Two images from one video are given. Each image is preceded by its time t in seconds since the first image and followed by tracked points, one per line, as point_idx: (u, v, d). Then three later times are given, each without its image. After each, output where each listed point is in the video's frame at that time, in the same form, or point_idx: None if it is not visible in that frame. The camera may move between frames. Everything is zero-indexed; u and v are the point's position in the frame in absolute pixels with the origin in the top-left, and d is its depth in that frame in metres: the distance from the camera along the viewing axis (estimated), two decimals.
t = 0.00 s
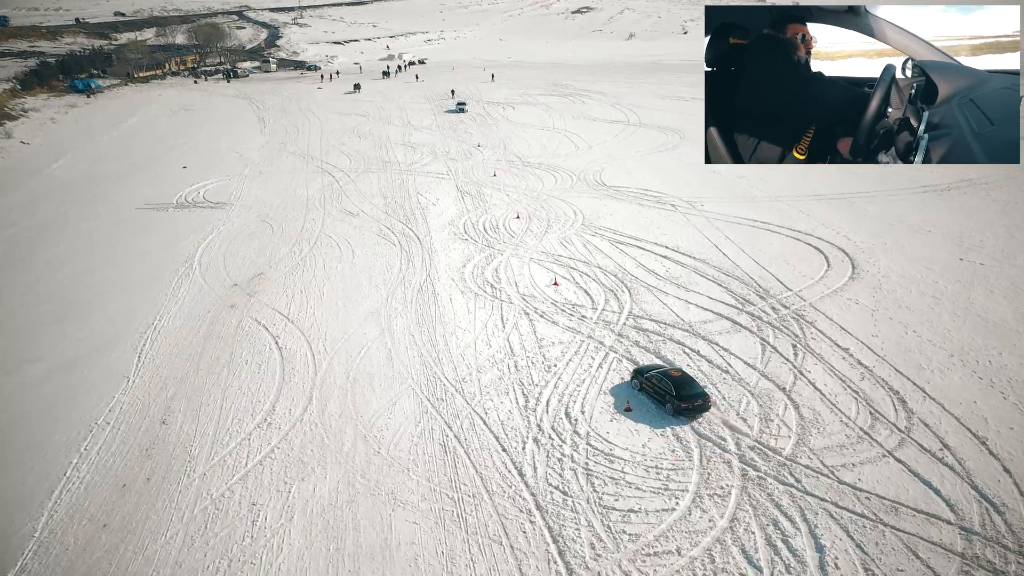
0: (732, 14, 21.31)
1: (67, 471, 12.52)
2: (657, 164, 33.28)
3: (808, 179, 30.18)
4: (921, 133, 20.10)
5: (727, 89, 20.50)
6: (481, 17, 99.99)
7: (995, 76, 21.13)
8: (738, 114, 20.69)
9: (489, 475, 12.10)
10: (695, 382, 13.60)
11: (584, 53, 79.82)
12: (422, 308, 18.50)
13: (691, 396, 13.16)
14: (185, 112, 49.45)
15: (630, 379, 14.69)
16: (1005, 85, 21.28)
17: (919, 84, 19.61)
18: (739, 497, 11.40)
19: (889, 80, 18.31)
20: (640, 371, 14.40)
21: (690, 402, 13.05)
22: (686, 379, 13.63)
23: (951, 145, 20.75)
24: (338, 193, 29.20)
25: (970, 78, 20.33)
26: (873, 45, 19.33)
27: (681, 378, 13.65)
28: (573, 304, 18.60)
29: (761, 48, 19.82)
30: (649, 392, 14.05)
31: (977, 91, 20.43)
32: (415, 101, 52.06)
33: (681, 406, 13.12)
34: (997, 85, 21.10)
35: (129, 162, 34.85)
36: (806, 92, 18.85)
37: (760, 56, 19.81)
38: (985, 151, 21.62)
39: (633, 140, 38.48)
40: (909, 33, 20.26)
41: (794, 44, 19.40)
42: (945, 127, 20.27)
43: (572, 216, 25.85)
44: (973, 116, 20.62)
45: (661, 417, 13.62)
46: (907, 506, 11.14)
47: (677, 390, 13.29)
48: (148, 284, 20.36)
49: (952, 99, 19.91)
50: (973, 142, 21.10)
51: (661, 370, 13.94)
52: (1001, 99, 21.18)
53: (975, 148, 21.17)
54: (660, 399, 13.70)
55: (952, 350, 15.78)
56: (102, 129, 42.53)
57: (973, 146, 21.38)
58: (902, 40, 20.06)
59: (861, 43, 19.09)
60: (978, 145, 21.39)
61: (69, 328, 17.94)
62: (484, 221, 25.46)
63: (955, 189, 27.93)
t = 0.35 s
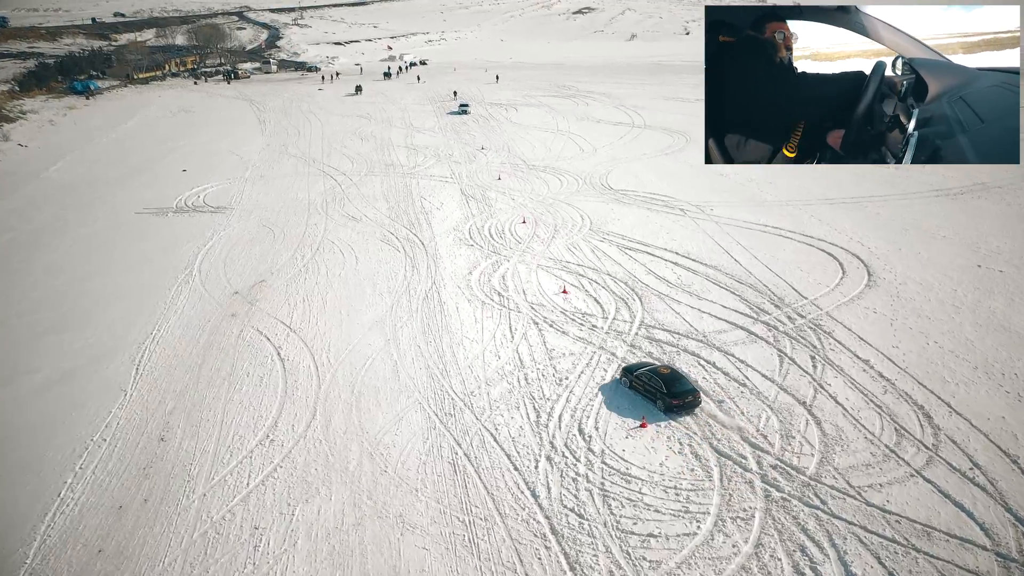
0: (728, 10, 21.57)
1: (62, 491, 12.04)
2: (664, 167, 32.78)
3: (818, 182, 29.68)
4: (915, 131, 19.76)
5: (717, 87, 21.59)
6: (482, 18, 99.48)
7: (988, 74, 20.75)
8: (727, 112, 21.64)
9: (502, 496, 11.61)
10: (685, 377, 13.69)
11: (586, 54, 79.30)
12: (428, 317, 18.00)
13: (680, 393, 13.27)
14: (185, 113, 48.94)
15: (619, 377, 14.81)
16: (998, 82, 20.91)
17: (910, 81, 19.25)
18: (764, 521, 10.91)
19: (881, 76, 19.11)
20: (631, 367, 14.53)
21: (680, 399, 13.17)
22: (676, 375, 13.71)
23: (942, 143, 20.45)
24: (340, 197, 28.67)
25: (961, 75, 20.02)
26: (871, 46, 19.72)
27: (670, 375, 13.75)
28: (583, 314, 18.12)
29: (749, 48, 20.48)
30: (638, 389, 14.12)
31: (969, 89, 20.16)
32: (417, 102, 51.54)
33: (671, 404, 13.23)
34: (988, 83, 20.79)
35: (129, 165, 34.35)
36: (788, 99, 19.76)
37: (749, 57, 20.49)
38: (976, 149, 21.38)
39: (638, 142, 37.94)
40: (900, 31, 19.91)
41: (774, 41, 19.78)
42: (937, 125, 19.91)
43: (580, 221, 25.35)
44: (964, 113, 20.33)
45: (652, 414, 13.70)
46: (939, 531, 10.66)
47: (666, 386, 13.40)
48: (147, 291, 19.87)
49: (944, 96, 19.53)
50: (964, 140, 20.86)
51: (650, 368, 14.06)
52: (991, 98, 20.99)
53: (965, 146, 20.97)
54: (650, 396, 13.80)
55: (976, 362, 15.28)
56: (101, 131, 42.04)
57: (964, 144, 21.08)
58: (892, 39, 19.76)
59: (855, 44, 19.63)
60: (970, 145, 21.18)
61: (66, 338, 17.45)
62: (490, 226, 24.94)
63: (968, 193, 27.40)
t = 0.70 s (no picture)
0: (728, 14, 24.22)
1: (45, 522, 11.36)
2: (671, 172, 32.14)
3: (828, 188, 29.06)
4: (913, 137, 22.31)
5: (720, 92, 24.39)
6: (483, 19, 98.81)
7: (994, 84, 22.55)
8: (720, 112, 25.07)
9: (512, 529, 10.92)
10: (669, 376, 13.75)
11: (587, 55, 78.49)
12: (432, 330, 17.32)
13: (668, 393, 13.32)
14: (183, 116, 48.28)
15: (602, 379, 14.77)
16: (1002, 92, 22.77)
17: (913, 90, 21.54)
18: (792, 556, 10.25)
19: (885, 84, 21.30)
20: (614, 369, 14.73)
21: (667, 399, 13.24)
22: (661, 375, 13.78)
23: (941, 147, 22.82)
24: (340, 202, 28.00)
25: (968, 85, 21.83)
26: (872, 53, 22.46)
27: (656, 375, 13.80)
28: (593, 327, 17.47)
29: (744, 55, 23.27)
30: (624, 391, 14.14)
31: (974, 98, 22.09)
32: (418, 104, 50.84)
33: (658, 404, 13.27)
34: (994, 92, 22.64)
35: (125, 169, 33.66)
36: (773, 104, 22.94)
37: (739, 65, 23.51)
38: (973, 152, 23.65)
39: (644, 145, 37.25)
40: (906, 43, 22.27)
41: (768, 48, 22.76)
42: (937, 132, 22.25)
43: (587, 228, 24.67)
44: (966, 121, 22.48)
45: (640, 415, 13.73)
46: (980, 568, 10.01)
47: (654, 387, 13.45)
48: (140, 303, 19.20)
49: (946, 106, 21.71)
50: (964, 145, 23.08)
51: (636, 369, 14.07)
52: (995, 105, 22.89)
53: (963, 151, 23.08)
54: (637, 398, 13.82)
55: (1005, 379, 14.63)
56: (97, 134, 41.33)
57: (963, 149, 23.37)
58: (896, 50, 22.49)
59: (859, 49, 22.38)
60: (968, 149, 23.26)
61: (55, 353, 16.76)
62: (494, 233, 24.22)
63: (984, 199, 26.75)
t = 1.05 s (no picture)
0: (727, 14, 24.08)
1: (20, 562, 10.61)
2: (677, 176, 31.39)
3: (840, 193, 28.30)
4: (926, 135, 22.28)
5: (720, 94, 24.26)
6: (484, 19, 98.02)
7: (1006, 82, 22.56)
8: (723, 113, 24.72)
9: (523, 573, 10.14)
10: (652, 381, 13.73)
11: (589, 56, 77.69)
12: (435, 347, 16.53)
13: (651, 398, 13.25)
14: (179, 118, 47.48)
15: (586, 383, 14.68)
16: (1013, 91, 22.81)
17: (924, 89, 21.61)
18: None
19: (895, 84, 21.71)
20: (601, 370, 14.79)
21: (651, 405, 13.15)
22: (644, 379, 13.75)
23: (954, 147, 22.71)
24: (339, 209, 27.24)
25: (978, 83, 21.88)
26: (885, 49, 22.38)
27: (640, 379, 13.75)
28: (602, 343, 16.71)
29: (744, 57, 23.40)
30: (607, 396, 14.05)
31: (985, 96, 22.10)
32: (418, 107, 50.08)
33: (641, 409, 13.21)
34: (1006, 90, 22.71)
35: (118, 173, 32.88)
36: (774, 106, 23.03)
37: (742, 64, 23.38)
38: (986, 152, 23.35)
39: (649, 149, 36.45)
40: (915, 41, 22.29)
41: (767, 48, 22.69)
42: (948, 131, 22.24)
43: (593, 236, 23.90)
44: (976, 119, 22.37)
45: (623, 421, 13.57)
46: None
47: (636, 392, 13.39)
48: (130, 317, 18.43)
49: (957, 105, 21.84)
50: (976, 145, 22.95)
51: (620, 374, 13.97)
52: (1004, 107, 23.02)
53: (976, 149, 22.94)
54: (620, 402, 13.76)
55: None
56: (92, 137, 40.54)
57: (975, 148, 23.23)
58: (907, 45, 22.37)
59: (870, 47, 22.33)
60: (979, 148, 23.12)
61: (38, 372, 15.99)
62: (497, 242, 23.42)
63: (1001, 205, 25.99)
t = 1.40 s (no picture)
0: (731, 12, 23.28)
1: None
2: (685, 182, 30.45)
3: (855, 201, 27.36)
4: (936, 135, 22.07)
5: (724, 97, 23.32)
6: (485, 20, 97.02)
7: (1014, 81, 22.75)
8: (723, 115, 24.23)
9: None
10: (632, 388, 13.46)
11: (590, 58, 76.74)
12: (435, 371, 15.58)
13: (630, 407, 12.97)
14: (174, 122, 46.50)
15: (571, 390, 14.44)
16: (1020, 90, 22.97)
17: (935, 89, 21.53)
18: None
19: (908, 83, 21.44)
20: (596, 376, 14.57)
21: (629, 414, 12.87)
22: (625, 386, 13.51)
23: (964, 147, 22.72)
24: (337, 218, 26.33)
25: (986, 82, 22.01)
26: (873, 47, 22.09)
27: (620, 386, 13.52)
28: (613, 366, 15.74)
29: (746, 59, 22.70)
30: (588, 404, 13.79)
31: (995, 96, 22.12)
32: (418, 110, 49.15)
33: (619, 419, 12.93)
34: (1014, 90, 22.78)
35: (109, 180, 31.91)
36: (783, 107, 22.22)
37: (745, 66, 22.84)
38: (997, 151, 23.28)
39: (655, 154, 35.49)
40: (923, 40, 22.34)
41: (771, 48, 22.11)
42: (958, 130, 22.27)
43: (601, 248, 22.93)
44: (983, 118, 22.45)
45: (603, 429, 13.35)
46: None
47: (616, 401, 13.10)
48: (114, 337, 17.49)
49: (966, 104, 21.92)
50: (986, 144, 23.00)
51: (601, 382, 13.68)
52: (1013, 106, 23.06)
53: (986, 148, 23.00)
54: (600, 411, 13.49)
55: None
56: (84, 142, 39.54)
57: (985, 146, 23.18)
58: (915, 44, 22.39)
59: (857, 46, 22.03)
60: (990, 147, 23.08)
61: (13, 398, 15.07)
62: (500, 253, 22.47)
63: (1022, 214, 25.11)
